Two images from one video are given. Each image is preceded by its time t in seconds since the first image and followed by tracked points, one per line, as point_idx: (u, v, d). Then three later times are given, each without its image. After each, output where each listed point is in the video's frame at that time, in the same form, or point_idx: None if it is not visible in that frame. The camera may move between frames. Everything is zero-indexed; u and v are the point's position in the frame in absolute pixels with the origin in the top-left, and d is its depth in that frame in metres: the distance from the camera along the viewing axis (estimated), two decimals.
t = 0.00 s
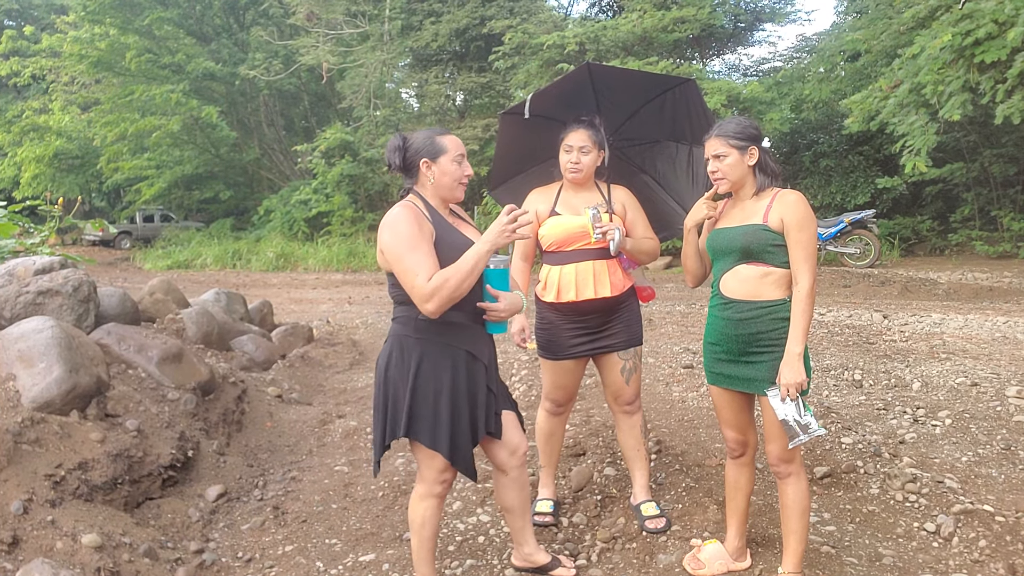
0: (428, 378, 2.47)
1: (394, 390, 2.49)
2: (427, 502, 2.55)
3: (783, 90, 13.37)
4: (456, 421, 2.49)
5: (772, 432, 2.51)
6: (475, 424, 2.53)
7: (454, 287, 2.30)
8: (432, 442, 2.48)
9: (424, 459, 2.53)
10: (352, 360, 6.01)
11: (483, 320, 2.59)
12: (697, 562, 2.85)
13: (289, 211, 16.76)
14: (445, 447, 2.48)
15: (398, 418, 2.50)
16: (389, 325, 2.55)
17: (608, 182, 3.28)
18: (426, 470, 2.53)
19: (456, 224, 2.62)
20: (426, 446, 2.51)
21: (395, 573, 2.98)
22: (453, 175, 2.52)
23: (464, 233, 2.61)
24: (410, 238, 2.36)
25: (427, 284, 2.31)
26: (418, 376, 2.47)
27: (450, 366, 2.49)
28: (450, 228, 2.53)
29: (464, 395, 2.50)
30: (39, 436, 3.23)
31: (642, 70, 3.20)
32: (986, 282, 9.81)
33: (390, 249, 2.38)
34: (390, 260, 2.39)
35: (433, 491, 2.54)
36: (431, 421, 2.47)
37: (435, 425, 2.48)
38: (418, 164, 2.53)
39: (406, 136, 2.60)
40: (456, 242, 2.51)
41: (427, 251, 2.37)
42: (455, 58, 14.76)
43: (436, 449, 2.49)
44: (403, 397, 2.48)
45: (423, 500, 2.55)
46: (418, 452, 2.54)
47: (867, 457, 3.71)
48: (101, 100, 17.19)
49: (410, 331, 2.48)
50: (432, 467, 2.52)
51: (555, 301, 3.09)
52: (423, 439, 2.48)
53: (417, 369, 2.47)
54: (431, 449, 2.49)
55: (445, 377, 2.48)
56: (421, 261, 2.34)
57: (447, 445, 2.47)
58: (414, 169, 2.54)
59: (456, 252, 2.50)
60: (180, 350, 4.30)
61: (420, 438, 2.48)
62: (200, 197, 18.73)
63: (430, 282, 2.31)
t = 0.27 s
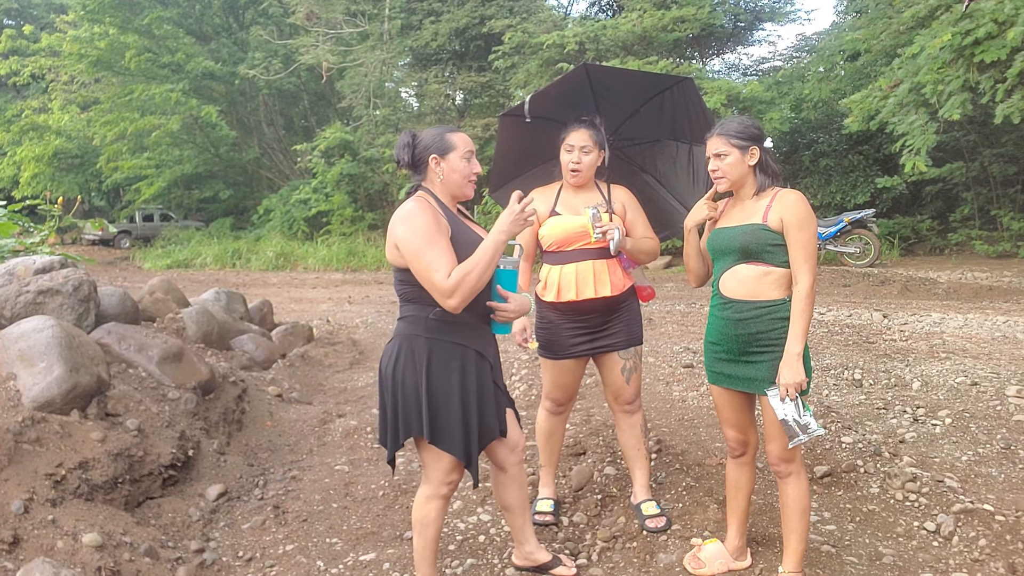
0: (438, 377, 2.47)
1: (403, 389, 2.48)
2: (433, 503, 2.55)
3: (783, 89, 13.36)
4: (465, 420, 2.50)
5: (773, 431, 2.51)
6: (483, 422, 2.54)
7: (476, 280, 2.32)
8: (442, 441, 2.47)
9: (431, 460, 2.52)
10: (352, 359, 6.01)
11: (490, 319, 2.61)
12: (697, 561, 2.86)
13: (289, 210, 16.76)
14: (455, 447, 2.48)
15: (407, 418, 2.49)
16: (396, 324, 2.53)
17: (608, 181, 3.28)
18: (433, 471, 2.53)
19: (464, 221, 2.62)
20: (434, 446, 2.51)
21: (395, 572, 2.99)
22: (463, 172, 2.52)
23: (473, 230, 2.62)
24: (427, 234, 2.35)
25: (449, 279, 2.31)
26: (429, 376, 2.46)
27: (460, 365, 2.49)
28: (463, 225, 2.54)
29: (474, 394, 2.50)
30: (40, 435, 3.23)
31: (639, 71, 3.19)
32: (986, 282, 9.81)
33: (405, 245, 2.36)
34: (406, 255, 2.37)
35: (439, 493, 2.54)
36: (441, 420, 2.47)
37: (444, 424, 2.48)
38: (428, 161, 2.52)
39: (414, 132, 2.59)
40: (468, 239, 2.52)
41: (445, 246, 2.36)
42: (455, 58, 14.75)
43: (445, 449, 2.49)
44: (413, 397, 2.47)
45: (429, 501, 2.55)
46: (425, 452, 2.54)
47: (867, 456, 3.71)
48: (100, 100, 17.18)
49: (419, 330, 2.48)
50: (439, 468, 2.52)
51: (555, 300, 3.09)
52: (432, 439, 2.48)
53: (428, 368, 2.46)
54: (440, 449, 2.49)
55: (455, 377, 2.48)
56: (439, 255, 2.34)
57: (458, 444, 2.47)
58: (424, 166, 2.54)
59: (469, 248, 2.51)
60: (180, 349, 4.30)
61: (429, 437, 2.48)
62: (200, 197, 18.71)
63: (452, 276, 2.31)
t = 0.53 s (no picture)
0: (444, 379, 2.46)
1: (408, 390, 2.46)
2: (433, 502, 2.54)
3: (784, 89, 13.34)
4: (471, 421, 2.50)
5: (774, 430, 2.51)
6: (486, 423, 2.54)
7: (491, 284, 2.33)
8: (447, 443, 2.47)
9: (433, 459, 2.52)
10: (352, 359, 6.00)
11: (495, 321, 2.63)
12: (700, 561, 2.85)
13: (289, 210, 16.75)
14: (459, 448, 2.48)
15: (411, 419, 2.47)
16: (401, 324, 2.51)
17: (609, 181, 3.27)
18: (434, 470, 2.53)
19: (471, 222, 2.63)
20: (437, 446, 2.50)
21: (396, 572, 2.98)
22: (475, 173, 2.54)
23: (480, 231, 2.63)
24: (440, 236, 2.35)
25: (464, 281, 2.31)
26: (435, 377, 2.45)
27: (466, 366, 2.49)
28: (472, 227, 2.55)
29: (479, 394, 2.50)
30: (41, 435, 3.22)
31: (639, 69, 3.20)
32: (986, 282, 9.80)
33: (418, 246, 2.35)
34: (418, 257, 2.36)
35: (439, 492, 2.54)
36: (447, 422, 2.46)
37: (449, 425, 2.47)
38: (439, 160, 2.52)
39: (423, 131, 2.57)
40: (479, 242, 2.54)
41: (458, 249, 2.36)
42: (455, 57, 14.74)
43: (450, 449, 2.48)
44: (419, 397, 2.46)
45: (429, 500, 2.54)
46: (428, 452, 2.53)
47: (869, 456, 3.70)
48: (100, 99, 17.17)
49: (426, 331, 2.46)
50: (441, 468, 2.52)
51: (557, 300, 3.09)
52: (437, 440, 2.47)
53: (435, 369, 2.45)
54: (444, 449, 2.48)
55: (460, 378, 2.48)
56: (452, 257, 2.34)
57: (463, 445, 2.48)
58: (433, 165, 2.53)
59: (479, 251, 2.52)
60: (181, 349, 4.29)
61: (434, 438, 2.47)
62: (200, 197, 18.70)
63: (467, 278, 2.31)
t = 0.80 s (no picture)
0: (452, 378, 2.46)
1: (416, 390, 2.45)
2: (438, 501, 2.54)
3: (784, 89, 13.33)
4: (478, 419, 2.51)
5: (777, 429, 2.50)
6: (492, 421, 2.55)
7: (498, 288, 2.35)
8: (456, 442, 2.47)
9: (439, 458, 2.52)
10: (353, 358, 6.00)
11: (498, 318, 2.64)
12: (701, 561, 2.86)
13: (289, 210, 16.75)
14: (468, 446, 2.49)
15: (420, 419, 2.45)
16: (407, 324, 2.50)
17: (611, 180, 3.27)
18: (440, 469, 2.53)
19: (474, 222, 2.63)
20: (444, 444, 2.50)
21: (398, 571, 2.98)
22: (482, 175, 2.54)
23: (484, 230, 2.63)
24: (450, 234, 2.34)
25: (473, 282, 2.32)
26: (443, 376, 2.45)
27: (474, 365, 2.49)
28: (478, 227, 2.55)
29: (486, 393, 2.51)
30: (42, 434, 3.22)
31: (640, 68, 3.19)
32: (987, 282, 9.80)
33: (427, 244, 2.34)
34: (426, 255, 2.35)
35: (445, 491, 2.53)
36: (456, 421, 2.46)
37: (458, 424, 2.47)
38: (447, 161, 2.50)
39: (433, 129, 2.57)
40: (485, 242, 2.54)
41: (467, 248, 2.37)
42: (456, 57, 14.74)
43: (459, 448, 2.48)
44: (427, 397, 2.45)
45: (434, 499, 2.53)
46: (435, 451, 2.52)
47: (871, 456, 3.70)
48: (100, 99, 17.17)
49: (434, 331, 2.46)
50: (447, 466, 2.51)
51: (558, 299, 3.09)
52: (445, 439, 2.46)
53: (443, 369, 2.44)
54: (453, 447, 2.48)
55: (468, 377, 2.48)
56: (462, 256, 2.34)
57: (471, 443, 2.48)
58: (441, 165, 2.51)
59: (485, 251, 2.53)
60: (182, 349, 4.29)
61: (443, 438, 2.46)
62: (200, 197, 18.69)
63: (476, 279, 2.32)
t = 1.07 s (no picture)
0: (456, 377, 2.47)
1: (419, 390, 2.45)
2: (438, 499, 2.54)
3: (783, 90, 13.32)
4: (480, 417, 2.52)
5: (779, 427, 2.50)
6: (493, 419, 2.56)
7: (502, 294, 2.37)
8: (460, 440, 2.48)
9: (439, 456, 2.52)
10: (354, 359, 6.01)
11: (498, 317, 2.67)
12: (702, 560, 2.86)
13: (289, 211, 16.76)
14: (471, 444, 2.50)
15: (423, 419, 2.46)
16: (409, 324, 2.50)
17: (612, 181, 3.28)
18: (440, 467, 2.53)
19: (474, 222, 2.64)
20: (445, 443, 2.51)
21: (399, 570, 2.98)
22: (479, 175, 2.55)
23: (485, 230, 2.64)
24: (451, 241, 2.35)
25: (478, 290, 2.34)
26: (446, 375, 2.46)
27: (475, 364, 2.51)
28: (478, 228, 2.56)
29: (487, 390, 2.53)
30: (44, 434, 3.22)
31: (642, 68, 3.21)
32: (986, 282, 9.81)
33: (429, 251, 2.35)
34: (428, 262, 2.36)
35: (445, 489, 2.54)
36: (460, 420, 2.47)
37: (461, 423, 2.48)
38: (446, 160, 2.52)
39: (430, 129, 2.56)
40: (487, 244, 2.55)
41: (469, 254, 2.38)
42: (456, 58, 14.75)
43: (462, 447, 2.49)
44: (431, 396, 2.45)
45: (434, 497, 2.54)
46: (436, 451, 2.53)
47: (871, 455, 3.71)
48: (101, 100, 17.18)
49: (437, 331, 2.46)
50: (448, 464, 2.52)
51: (559, 299, 3.09)
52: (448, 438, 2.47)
53: (446, 367, 2.45)
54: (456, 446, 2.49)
55: (470, 374, 2.49)
56: (465, 264, 2.36)
57: (474, 441, 2.50)
58: (439, 163, 2.53)
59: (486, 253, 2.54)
60: (183, 349, 4.29)
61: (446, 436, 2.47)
62: (200, 198, 18.70)
63: (481, 288, 2.34)
